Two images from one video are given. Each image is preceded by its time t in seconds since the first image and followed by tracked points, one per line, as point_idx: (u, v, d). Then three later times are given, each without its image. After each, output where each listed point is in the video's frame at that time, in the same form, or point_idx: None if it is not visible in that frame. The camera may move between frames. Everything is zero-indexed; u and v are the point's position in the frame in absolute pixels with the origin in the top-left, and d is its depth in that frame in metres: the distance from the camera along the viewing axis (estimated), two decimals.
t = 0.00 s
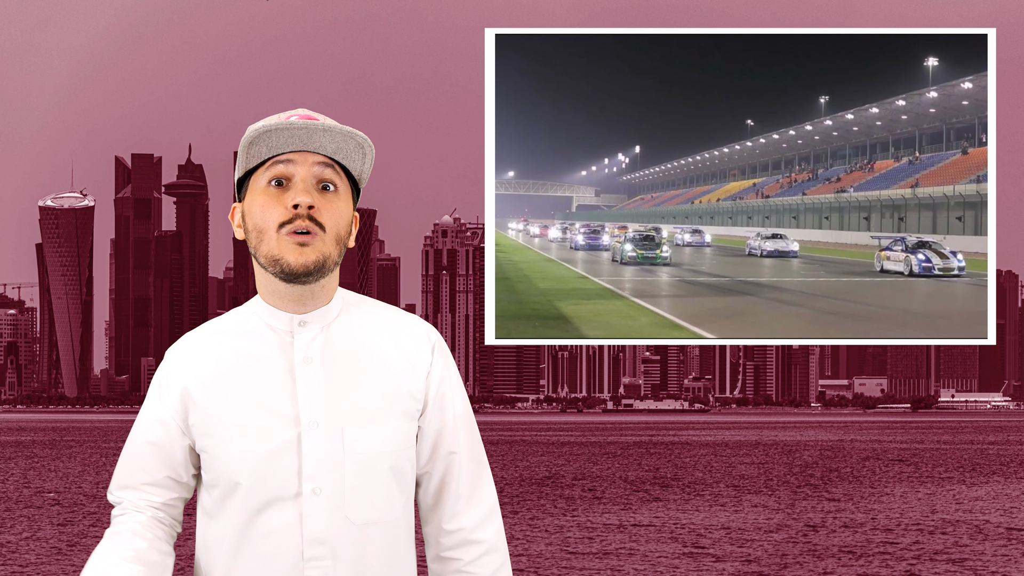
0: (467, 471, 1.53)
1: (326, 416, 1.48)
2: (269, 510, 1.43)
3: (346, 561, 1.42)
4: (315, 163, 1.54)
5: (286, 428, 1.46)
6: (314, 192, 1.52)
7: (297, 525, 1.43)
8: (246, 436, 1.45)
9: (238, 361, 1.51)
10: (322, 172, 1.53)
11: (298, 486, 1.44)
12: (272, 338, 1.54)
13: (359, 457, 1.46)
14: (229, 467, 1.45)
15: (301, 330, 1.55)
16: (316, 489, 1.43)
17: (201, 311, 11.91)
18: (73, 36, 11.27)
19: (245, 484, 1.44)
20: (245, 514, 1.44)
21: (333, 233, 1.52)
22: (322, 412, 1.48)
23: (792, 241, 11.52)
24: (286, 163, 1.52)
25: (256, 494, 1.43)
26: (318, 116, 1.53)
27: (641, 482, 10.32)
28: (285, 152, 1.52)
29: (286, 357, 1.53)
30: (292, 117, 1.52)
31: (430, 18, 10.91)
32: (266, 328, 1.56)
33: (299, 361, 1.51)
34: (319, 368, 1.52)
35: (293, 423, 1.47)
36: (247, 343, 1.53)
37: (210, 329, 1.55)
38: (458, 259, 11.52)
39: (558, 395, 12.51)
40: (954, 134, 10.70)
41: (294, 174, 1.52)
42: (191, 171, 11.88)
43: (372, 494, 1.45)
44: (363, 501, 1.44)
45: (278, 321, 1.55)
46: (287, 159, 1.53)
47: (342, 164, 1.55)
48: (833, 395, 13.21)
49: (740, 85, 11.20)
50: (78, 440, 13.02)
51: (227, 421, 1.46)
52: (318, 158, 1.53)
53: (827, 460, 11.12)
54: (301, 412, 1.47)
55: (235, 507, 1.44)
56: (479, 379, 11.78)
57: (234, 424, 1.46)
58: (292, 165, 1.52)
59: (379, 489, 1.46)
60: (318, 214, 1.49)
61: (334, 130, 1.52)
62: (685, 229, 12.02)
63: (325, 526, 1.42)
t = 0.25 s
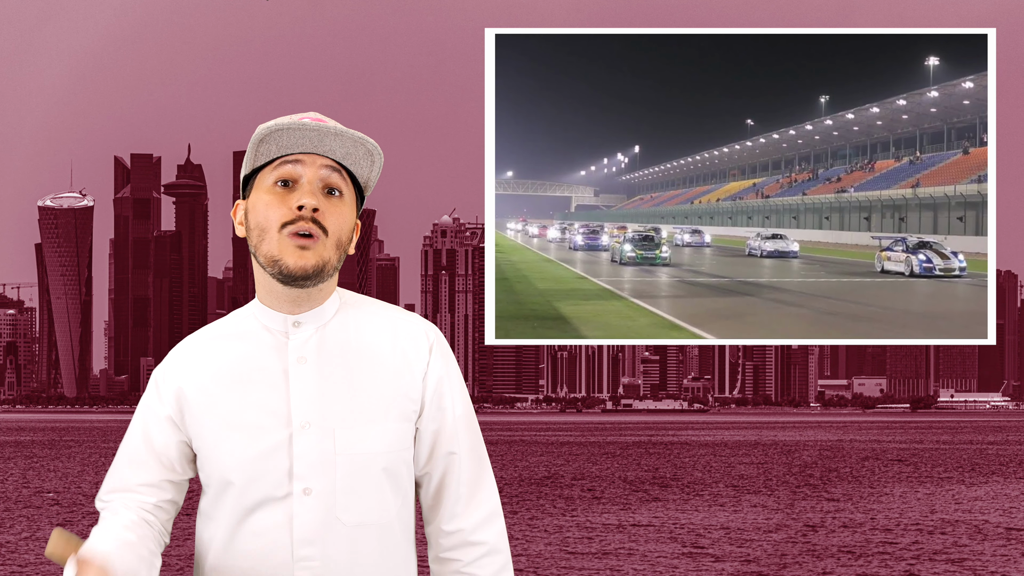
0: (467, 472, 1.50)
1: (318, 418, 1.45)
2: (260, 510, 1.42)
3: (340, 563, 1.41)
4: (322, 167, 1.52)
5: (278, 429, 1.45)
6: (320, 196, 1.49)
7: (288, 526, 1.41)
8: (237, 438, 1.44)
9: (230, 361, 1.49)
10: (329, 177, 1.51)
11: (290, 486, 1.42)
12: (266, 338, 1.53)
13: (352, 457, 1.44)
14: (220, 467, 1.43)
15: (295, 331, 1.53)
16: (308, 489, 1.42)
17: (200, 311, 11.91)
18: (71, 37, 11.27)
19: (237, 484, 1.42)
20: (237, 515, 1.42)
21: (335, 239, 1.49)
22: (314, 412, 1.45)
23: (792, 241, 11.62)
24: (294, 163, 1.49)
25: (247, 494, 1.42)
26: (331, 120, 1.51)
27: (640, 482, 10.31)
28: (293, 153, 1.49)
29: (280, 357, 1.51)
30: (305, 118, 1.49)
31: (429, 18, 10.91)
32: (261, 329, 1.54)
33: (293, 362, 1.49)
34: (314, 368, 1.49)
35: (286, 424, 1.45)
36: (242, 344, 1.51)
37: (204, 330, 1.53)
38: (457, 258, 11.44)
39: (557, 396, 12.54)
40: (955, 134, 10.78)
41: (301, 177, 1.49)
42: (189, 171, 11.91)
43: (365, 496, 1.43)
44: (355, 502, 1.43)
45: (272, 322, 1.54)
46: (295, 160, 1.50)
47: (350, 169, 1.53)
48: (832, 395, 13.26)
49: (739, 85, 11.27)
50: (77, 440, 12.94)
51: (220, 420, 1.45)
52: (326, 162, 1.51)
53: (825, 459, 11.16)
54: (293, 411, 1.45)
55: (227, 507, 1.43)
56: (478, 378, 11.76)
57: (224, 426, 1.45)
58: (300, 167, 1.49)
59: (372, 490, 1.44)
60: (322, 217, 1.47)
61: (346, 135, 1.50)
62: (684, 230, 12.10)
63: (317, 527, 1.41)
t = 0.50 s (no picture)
0: (461, 474, 1.55)
1: (319, 423, 1.45)
2: (260, 512, 1.41)
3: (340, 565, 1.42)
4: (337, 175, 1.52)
5: (278, 433, 1.44)
6: (334, 203, 1.49)
7: (287, 529, 1.40)
8: (238, 442, 1.42)
9: (231, 363, 1.48)
10: (344, 185, 1.50)
11: (290, 489, 1.42)
12: (267, 340, 1.52)
13: (353, 462, 1.44)
14: (220, 471, 1.41)
15: (297, 332, 1.53)
16: (309, 492, 1.41)
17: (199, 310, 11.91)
18: (71, 37, 11.27)
19: (237, 486, 1.40)
20: (235, 518, 1.40)
21: (346, 247, 1.48)
22: (316, 415, 1.45)
23: (792, 241, 11.64)
24: (312, 167, 1.49)
25: (247, 497, 1.40)
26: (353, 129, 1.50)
27: (639, 482, 10.30)
28: (313, 157, 1.48)
29: (280, 361, 1.50)
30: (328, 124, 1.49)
31: (428, 18, 10.92)
32: (261, 330, 1.53)
33: (294, 365, 1.49)
34: (315, 371, 1.49)
35: (287, 426, 1.45)
36: (241, 348, 1.50)
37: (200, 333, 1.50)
38: (456, 258, 11.51)
39: (556, 396, 12.53)
40: (956, 134, 10.81)
41: (316, 182, 1.49)
42: (189, 171, 11.82)
43: (365, 499, 1.44)
44: (355, 504, 1.43)
45: (273, 323, 1.53)
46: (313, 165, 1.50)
47: (364, 179, 1.53)
48: (831, 395, 13.26)
49: (739, 85, 11.33)
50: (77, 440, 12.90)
51: (223, 421, 1.43)
52: (342, 170, 1.51)
53: (824, 459, 11.17)
54: (294, 414, 1.45)
55: (225, 509, 1.41)
56: (477, 378, 11.73)
57: (224, 430, 1.43)
58: (317, 172, 1.49)
59: (371, 493, 1.44)
60: (335, 224, 1.46)
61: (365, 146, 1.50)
62: (684, 229, 12.11)
63: (317, 531, 1.41)
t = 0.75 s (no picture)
0: (451, 469, 1.50)
1: (313, 422, 1.33)
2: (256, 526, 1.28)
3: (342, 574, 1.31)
4: (329, 189, 1.34)
5: (271, 429, 1.31)
6: (320, 221, 1.33)
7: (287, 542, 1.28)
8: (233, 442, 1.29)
9: (221, 359, 1.36)
10: (335, 201, 1.34)
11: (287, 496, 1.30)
12: (252, 343, 1.39)
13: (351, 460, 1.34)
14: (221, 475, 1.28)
15: (286, 337, 1.41)
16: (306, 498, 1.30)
17: (198, 310, 11.91)
18: (70, 37, 11.27)
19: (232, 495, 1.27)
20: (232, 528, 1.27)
21: (331, 268, 1.35)
22: (311, 417, 1.34)
23: (792, 241, 11.63)
24: (300, 182, 1.32)
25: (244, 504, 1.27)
26: (347, 144, 1.31)
27: (639, 482, 10.30)
28: (298, 173, 1.31)
29: (267, 362, 1.38)
30: (319, 138, 1.30)
31: (427, 18, 10.91)
32: (247, 335, 1.40)
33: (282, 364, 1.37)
34: (305, 371, 1.37)
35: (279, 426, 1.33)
36: (228, 348, 1.38)
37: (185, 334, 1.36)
38: (455, 259, 11.52)
39: (556, 396, 12.56)
40: (956, 135, 10.75)
41: (304, 197, 1.32)
42: (187, 170, 11.83)
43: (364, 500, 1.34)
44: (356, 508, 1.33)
45: (262, 329, 1.41)
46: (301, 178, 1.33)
47: (355, 196, 1.36)
48: (830, 395, 13.30)
49: (740, 84, 11.34)
50: (77, 440, 12.88)
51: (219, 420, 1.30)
52: (333, 185, 1.33)
53: (823, 459, 11.17)
54: (288, 417, 1.33)
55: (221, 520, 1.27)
56: (477, 378, 11.65)
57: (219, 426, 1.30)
58: (305, 186, 1.32)
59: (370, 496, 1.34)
60: (318, 248, 1.31)
61: (357, 166, 1.32)
62: (684, 229, 12.17)
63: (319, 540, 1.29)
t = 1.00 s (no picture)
0: (440, 457, 1.71)
1: (317, 428, 1.53)
2: (271, 522, 1.47)
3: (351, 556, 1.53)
4: (326, 199, 1.52)
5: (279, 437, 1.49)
6: (319, 232, 1.51)
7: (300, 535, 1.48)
8: (245, 454, 1.46)
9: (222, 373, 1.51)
10: (332, 211, 1.52)
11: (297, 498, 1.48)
12: (254, 354, 1.55)
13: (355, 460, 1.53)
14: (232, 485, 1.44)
15: (283, 343, 1.58)
16: (316, 496, 1.49)
17: (197, 310, 11.94)
18: (69, 36, 11.26)
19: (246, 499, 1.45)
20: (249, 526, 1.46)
21: (331, 276, 1.52)
22: (314, 424, 1.53)
23: (793, 241, 11.60)
24: (298, 193, 1.49)
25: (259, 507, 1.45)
26: (341, 153, 1.47)
27: (637, 482, 10.29)
28: (298, 185, 1.48)
29: (269, 372, 1.55)
30: (316, 146, 1.46)
31: (426, 18, 10.92)
32: (245, 344, 1.56)
33: (285, 374, 1.55)
34: (305, 381, 1.56)
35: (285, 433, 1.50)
36: (228, 361, 1.52)
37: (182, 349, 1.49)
38: (454, 259, 11.59)
39: (555, 396, 12.56)
40: (958, 134, 10.70)
41: (302, 210, 1.50)
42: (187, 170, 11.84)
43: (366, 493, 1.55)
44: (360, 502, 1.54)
45: (256, 336, 1.56)
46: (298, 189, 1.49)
47: (350, 205, 1.54)
48: (830, 395, 13.34)
49: (740, 85, 11.36)
50: (76, 440, 12.86)
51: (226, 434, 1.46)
52: (328, 196, 1.51)
53: (822, 459, 11.18)
54: (294, 425, 1.51)
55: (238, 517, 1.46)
56: (476, 378, 11.73)
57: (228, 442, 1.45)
58: (304, 198, 1.49)
59: (372, 490, 1.55)
60: (320, 258, 1.49)
61: (353, 174, 1.49)
62: (684, 230, 12.22)
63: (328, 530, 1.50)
